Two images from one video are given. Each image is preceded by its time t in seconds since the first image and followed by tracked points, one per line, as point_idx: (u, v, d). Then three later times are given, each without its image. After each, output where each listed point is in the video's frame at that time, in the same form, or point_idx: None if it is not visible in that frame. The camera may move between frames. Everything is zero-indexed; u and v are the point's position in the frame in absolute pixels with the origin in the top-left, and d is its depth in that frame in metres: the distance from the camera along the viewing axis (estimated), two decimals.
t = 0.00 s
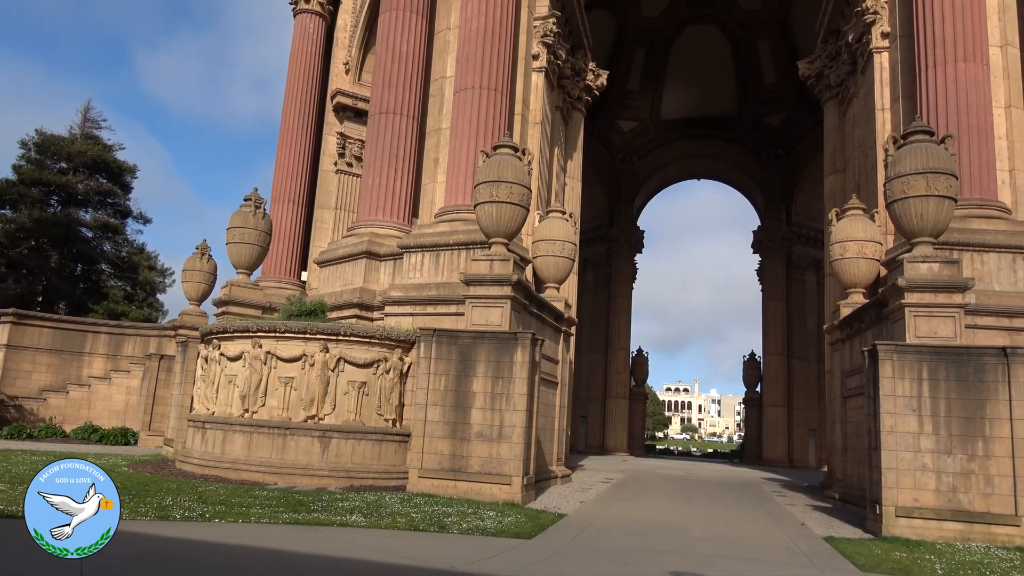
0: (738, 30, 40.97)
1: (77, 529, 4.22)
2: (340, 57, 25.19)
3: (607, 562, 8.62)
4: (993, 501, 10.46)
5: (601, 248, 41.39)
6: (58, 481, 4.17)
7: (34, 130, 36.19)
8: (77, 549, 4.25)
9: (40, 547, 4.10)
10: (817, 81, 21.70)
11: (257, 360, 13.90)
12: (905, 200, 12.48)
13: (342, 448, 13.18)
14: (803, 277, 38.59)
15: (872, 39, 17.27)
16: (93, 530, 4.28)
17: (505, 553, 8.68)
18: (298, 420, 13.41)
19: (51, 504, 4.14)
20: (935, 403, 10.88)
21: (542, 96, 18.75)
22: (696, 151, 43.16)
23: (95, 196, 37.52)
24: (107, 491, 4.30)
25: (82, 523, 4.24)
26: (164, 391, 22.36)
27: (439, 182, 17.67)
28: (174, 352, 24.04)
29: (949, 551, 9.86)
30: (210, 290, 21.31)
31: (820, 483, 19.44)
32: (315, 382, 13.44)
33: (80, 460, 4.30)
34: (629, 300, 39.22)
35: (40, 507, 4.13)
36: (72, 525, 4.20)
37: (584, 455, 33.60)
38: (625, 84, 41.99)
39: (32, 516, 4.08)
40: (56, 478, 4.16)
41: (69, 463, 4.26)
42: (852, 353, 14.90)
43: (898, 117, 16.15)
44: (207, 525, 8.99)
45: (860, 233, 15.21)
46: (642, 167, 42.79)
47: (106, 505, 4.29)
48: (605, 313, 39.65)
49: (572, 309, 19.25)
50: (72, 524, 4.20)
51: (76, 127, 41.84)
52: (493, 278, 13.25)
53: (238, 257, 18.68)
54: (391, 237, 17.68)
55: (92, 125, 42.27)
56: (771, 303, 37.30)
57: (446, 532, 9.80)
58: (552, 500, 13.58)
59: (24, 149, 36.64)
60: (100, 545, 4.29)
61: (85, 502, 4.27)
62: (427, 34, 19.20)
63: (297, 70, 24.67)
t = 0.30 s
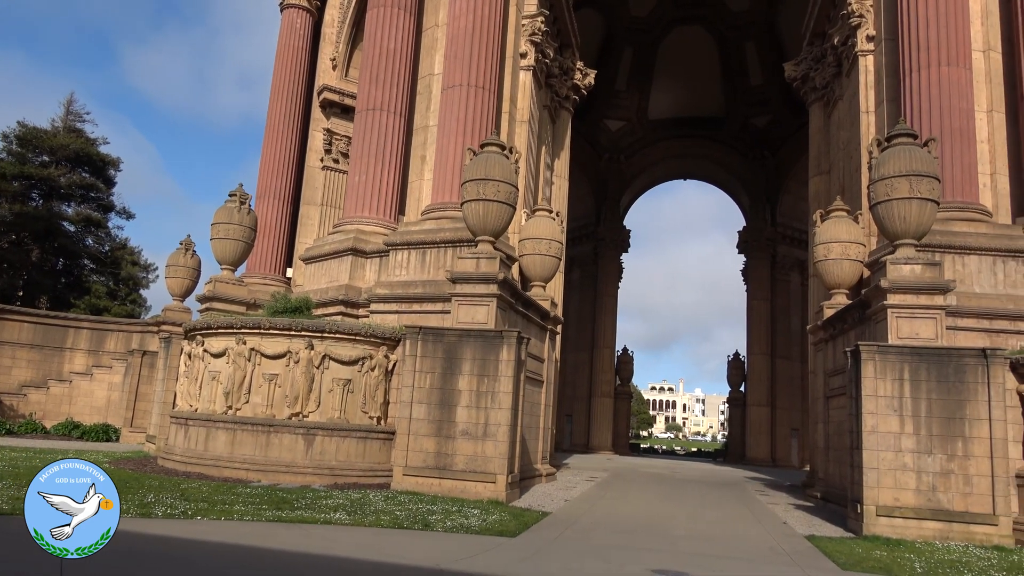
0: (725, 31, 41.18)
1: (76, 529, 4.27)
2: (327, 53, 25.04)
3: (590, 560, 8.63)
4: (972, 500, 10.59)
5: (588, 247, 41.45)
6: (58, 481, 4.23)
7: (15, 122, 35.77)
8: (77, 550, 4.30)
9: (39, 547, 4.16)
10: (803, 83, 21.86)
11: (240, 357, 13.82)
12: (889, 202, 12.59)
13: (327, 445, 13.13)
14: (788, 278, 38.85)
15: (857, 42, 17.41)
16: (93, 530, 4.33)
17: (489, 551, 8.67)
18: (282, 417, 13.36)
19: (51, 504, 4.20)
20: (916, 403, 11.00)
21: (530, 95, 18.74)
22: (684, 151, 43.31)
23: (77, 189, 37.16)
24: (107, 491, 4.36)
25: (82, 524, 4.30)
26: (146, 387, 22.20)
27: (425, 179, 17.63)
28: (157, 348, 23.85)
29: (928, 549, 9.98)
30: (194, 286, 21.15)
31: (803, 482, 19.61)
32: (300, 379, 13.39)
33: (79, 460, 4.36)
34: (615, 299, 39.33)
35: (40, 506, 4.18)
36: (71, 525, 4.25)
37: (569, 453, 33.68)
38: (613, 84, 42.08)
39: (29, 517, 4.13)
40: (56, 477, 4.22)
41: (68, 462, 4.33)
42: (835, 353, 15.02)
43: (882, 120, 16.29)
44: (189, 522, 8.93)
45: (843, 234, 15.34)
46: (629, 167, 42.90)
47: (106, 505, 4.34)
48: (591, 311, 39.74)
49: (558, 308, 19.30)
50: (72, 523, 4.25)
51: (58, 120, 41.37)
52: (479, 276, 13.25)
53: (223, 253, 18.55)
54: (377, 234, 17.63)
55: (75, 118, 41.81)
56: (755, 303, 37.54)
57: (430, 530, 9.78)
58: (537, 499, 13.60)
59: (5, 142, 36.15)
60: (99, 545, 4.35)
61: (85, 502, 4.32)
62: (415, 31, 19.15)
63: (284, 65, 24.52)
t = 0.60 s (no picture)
0: (714, 32, 41.37)
1: (76, 529, 4.45)
2: (315, 49, 24.92)
3: (576, 559, 8.66)
4: (953, 500, 10.71)
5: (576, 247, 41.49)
6: (58, 481, 4.40)
7: None
8: (76, 550, 4.49)
9: (39, 546, 4.34)
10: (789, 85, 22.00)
11: (226, 354, 13.74)
12: (873, 204, 12.69)
13: (313, 443, 13.07)
14: (774, 279, 39.08)
15: (844, 44, 17.53)
16: (92, 529, 4.51)
17: (475, 550, 8.67)
18: (267, 415, 13.30)
19: (51, 504, 4.36)
20: (900, 403, 11.10)
21: (518, 94, 18.73)
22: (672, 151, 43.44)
23: (61, 184, 36.74)
24: (106, 491, 4.53)
25: (82, 524, 4.48)
26: (130, 384, 22.05)
27: (414, 177, 17.60)
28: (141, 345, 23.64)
29: (911, 548, 10.07)
30: (179, 283, 21.00)
31: (786, 482, 19.77)
32: (286, 377, 13.34)
33: (79, 461, 4.54)
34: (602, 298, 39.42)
35: (40, 506, 4.34)
36: (71, 525, 4.43)
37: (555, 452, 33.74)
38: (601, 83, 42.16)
39: (30, 516, 4.30)
40: (56, 477, 4.39)
41: (68, 463, 4.51)
42: (820, 353, 15.13)
43: (868, 122, 16.42)
44: (172, 520, 8.86)
45: (828, 235, 15.45)
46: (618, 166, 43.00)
47: (106, 505, 4.51)
48: (578, 311, 39.81)
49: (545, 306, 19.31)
50: (72, 523, 4.42)
51: (42, 115, 40.87)
52: (467, 275, 13.23)
53: (208, 250, 18.42)
54: (364, 232, 17.58)
55: (59, 113, 41.32)
56: (741, 304, 37.77)
57: (416, 529, 9.76)
58: (523, 497, 13.61)
59: None
60: (98, 545, 4.54)
61: (85, 502, 4.49)
62: (404, 28, 19.10)
63: (271, 61, 24.39)
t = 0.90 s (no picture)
0: (701, 32, 41.55)
1: (76, 529, 4.60)
2: (302, 47, 24.78)
3: (562, 557, 8.67)
4: (936, 497, 10.82)
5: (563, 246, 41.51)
6: (58, 481, 4.55)
7: None
8: (76, 549, 4.65)
9: (39, 546, 4.51)
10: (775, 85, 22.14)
11: (211, 353, 13.67)
12: (858, 204, 12.79)
13: (299, 442, 13.02)
14: (760, 278, 39.32)
15: (829, 45, 17.66)
16: (92, 530, 4.66)
17: (462, 549, 8.67)
18: (253, 414, 13.24)
19: (52, 504, 4.50)
20: (883, 402, 11.21)
21: (506, 92, 18.72)
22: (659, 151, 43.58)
23: (44, 181, 36.39)
24: (106, 491, 4.67)
25: (82, 523, 4.62)
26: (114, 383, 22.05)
27: (401, 175, 17.56)
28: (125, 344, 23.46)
29: (894, 545, 10.17)
30: (164, 281, 20.85)
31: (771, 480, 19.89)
32: (272, 375, 13.28)
33: (79, 462, 4.68)
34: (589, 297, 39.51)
35: (41, 506, 4.48)
36: (72, 525, 4.57)
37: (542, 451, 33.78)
38: (589, 82, 42.25)
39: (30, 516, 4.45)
40: (56, 477, 4.54)
41: (68, 463, 4.65)
42: (805, 352, 15.25)
43: (852, 123, 16.54)
44: (156, 520, 8.80)
45: (814, 235, 15.55)
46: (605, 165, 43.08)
47: (106, 505, 4.65)
48: (565, 310, 39.87)
49: (533, 305, 19.32)
50: (72, 523, 4.56)
51: (24, 111, 40.43)
52: (454, 273, 13.23)
53: (194, 248, 18.30)
54: (351, 231, 17.52)
55: (42, 109, 40.90)
56: (727, 303, 37.97)
57: (402, 528, 9.75)
58: (510, 496, 13.62)
59: None
60: (98, 545, 4.70)
61: (85, 502, 4.63)
62: (391, 26, 19.03)
63: (258, 59, 24.24)
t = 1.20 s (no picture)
0: (688, 32, 41.75)
1: (76, 528, 4.77)
2: (288, 44, 24.64)
3: (549, 555, 8.69)
4: (919, 494, 10.93)
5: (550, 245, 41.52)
6: (58, 481, 4.71)
7: None
8: (76, 549, 4.85)
9: (39, 546, 4.65)
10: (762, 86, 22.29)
11: (196, 352, 13.58)
12: (842, 204, 12.89)
13: (285, 442, 12.97)
14: (746, 277, 39.56)
15: (814, 46, 17.79)
16: (92, 530, 4.84)
17: (449, 548, 8.65)
18: (239, 413, 13.18)
19: (52, 504, 4.65)
20: (867, 400, 11.31)
21: (493, 91, 18.71)
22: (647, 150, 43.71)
23: (26, 179, 36.02)
24: (107, 491, 4.84)
25: (82, 524, 4.79)
26: (98, 383, 21.83)
27: (388, 174, 17.53)
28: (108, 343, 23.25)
29: (877, 542, 10.27)
30: (148, 280, 20.68)
31: (757, 478, 19.99)
32: (258, 375, 13.21)
33: (79, 462, 4.84)
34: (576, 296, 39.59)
35: (41, 506, 4.63)
36: (71, 526, 4.73)
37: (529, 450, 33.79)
38: (576, 81, 42.35)
39: (30, 517, 4.60)
40: (56, 477, 4.70)
41: (67, 464, 4.80)
42: (790, 351, 15.36)
43: (837, 123, 16.66)
44: (140, 520, 8.73)
45: (799, 235, 15.65)
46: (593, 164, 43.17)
47: (106, 505, 4.82)
48: (552, 309, 39.93)
49: (520, 304, 19.33)
50: (72, 524, 4.72)
51: (6, 107, 39.99)
52: (441, 272, 13.21)
53: (179, 246, 18.17)
54: (338, 229, 17.45)
55: (25, 105, 40.43)
56: (714, 302, 38.14)
57: (389, 527, 9.72)
58: (497, 495, 13.62)
59: None
60: (97, 545, 4.90)
61: (85, 502, 4.79)
62: (379, 24, 18.97)
63: (244, 56, 24.08)
